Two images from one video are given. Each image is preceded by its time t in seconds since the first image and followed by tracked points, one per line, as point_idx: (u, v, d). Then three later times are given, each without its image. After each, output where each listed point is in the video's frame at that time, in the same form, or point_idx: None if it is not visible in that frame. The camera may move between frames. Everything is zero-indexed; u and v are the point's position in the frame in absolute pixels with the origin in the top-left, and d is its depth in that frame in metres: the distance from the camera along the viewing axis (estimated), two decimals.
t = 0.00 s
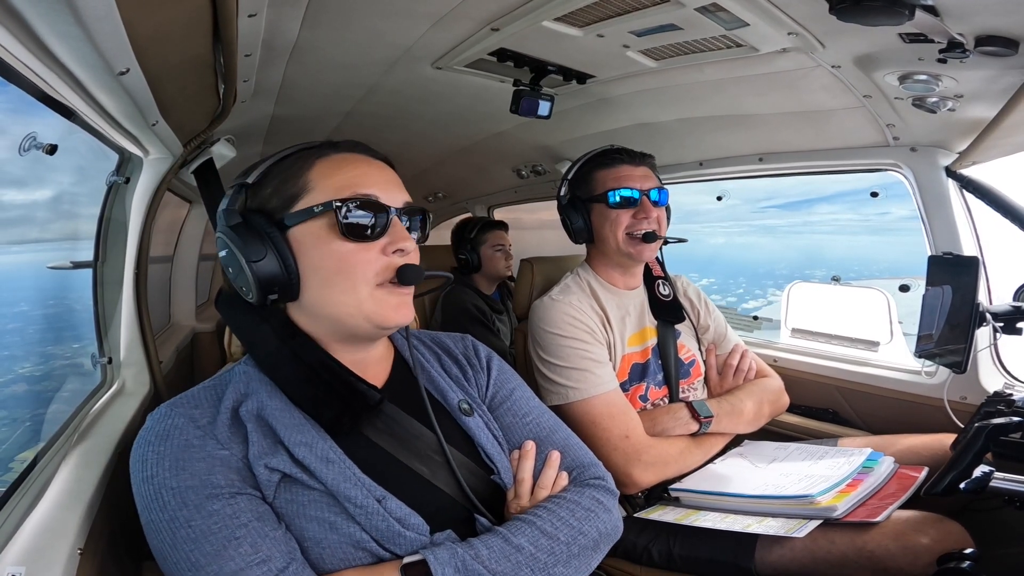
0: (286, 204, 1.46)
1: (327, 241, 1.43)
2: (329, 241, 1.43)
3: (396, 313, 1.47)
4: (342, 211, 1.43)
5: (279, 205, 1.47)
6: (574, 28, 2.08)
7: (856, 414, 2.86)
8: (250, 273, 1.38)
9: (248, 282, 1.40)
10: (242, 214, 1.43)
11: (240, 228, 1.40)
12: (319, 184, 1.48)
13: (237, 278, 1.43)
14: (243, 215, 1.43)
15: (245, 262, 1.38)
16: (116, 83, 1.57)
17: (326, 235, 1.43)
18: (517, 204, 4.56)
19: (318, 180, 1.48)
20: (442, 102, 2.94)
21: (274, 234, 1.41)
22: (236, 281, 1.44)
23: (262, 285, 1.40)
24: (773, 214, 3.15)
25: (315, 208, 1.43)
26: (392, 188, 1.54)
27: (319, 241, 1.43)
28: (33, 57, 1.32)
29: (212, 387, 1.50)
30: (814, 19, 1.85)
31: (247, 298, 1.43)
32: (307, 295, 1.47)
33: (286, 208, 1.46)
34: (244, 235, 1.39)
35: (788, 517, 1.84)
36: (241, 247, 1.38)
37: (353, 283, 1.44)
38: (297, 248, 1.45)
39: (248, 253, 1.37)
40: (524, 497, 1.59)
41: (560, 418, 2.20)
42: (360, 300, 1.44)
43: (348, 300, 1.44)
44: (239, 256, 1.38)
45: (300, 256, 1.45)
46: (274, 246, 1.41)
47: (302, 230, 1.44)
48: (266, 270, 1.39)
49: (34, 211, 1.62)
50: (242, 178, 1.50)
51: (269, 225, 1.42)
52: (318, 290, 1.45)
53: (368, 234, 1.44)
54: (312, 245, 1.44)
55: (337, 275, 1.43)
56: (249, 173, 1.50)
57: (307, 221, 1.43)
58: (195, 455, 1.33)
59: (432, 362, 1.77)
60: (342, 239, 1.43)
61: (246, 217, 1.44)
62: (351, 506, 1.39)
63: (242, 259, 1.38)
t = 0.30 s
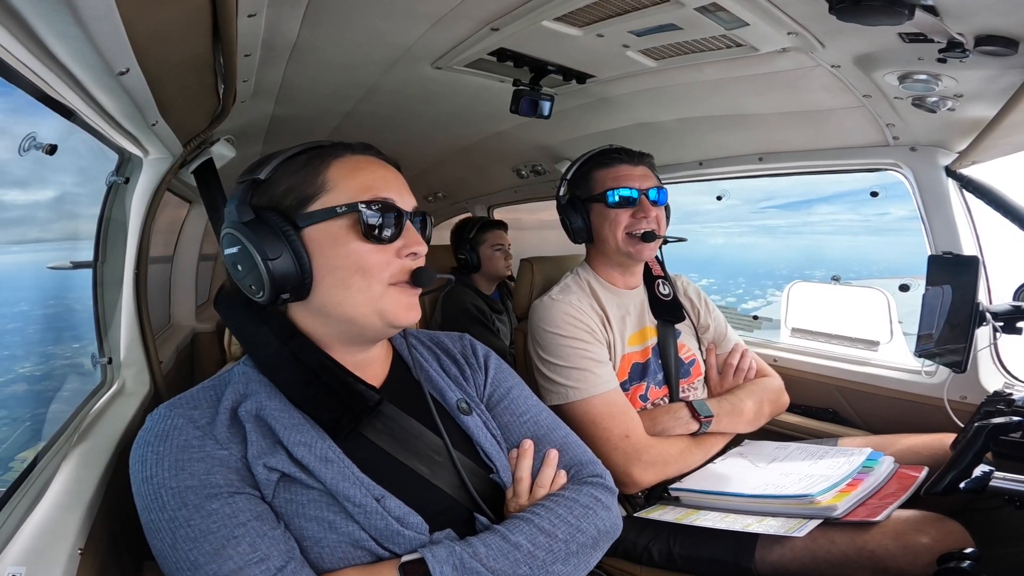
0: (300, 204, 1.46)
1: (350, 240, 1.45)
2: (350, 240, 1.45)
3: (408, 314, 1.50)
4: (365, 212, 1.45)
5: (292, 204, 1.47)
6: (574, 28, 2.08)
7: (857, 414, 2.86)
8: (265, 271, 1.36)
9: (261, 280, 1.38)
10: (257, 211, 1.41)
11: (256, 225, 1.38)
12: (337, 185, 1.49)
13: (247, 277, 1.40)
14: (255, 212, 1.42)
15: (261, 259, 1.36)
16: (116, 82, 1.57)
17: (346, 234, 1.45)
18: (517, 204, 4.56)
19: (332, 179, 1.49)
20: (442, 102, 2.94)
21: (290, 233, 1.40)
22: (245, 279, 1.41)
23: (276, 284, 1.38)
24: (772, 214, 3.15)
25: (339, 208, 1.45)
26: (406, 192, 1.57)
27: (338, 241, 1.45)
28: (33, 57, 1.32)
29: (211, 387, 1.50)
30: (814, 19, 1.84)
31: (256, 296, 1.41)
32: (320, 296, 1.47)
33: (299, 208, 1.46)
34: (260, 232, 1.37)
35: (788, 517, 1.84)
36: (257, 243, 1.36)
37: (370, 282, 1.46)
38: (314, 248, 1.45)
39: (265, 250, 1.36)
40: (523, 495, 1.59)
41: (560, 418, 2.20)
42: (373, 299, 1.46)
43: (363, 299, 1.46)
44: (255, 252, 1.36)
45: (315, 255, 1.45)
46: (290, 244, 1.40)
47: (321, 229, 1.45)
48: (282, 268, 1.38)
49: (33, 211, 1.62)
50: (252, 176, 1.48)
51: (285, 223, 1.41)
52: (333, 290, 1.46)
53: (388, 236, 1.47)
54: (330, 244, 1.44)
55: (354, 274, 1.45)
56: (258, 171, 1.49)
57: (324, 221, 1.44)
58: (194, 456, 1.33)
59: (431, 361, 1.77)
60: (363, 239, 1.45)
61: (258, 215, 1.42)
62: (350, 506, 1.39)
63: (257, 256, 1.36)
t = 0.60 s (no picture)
0: (313, 203, 1.47)
1: (366, 241, 1.46)
2: (365, 240, 1.46)
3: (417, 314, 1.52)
4: (381, 215, 1.47)
5: (305, 203, 1.47)
6: (574, 28, 2.08)
7: (857, 414, 2.86)
8: (280, 269, 1.37)
9: (275, 278, 1.38)
10: (271, 207, 1.41)
11: (271, 223, 1.38)
12: (352, 186, 1.50)
13: (260, 274, 1.40)
14: (270, 210, 1.42)
15: (276, 257, 1.36)
16: (116, 82, 1.57)
17: (360, 236, 1.46)
18: (517, 204, 4.56)
19: (346, 181, 1.50)
20: (442, 102, 2.94)
21: (305, 232, 1.41)
22: (257, 276, 1.41)
23: (290, 282, 1.38)
24: (772, 215, 3.15)
25: (354, 210, 1.46)
26: (416, 196, 1.60)
27: (351, 242, 1.46)
28: (33, 57, 1.32)
29: (212, 387, 1.50)
30: (814, 19, 1.84)
31: (267, 294, 1.41)
32: (329, 294, 1.48)
33: (313, 207, 1.46)
34: (275, 230, 1.37)
35: (788, 516, 1.84)
36: (273, 240, 1.36)
37: (379, 282, 1.47)
38: (327, 248, 1.45)
39: (281, 248, 1.36)
40: (523, 494, 1.59)
41: (560, 418, 2.20)
42: (381, 299, 1.48)
43: (374, 299, 1.47)
44: (270, 250, 1.36)
45: (328, 255, 1.45)
46: (305, 243, 1.40)
47: (336, 230, 1.45)
48: (295, 266, 1.38)
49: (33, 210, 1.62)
50: (265, 173, 1.48)
51: (300, 221, 1.41)
52: (344, 289, 1.46)
53: (400, 238, 1.48)
54: (343, 245, 1.45)
55: (365, 273, 1.46)
56: (272, 169, 1.49)
57: (339, 221, 1.45)
58: (195, 455, 1.33)
59: (430, 361, 1.77)
60: (377, 240, 1.47)
61: (272, 212, 1.42)
62: (350, 505, 1.39)
63: (272, 254, 1.37)
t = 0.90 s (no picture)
0: (313, 203, 1.47)
1: (366, 241, 1.46)
2: (365, 240, 1.46)
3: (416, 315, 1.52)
4: (381, 215, 1.47)
5: (306, 203, 1.47)
6: (574, 28, 2.08)
7: (857, 413, 2.86)
8: (279, 268, 1.37)
9: (274, 277, 1.38)
10: (272, 206, 1.41)
11: (271, 221, 1.38)
12: (353, 187, 1.50)
13: (259, 273, 1.40)
14: (270, 209, 1.42)
15: (275, 256, 1.36)
16: (116, 82, 1.57)
17: (360, 236, 1.46)
18: (517, 204, 4.56)
19: (346, 181, 1.50)
20: (442, 102, 2.94)
21: (304, 231, 1.41)
22: (256, 275, 1.41)
23: (289, 281, 1.38)
24: (772, 215, 3.15)
25: (355, 209, 1.46)
26: (417, 197, 1.60)
27: (350, 241, 1.46)
28: (32, 57, 1.32)
29: (212, 387, 1.50)
30: (815, 19, 1.84)
31: (266, 292, 1.41)
32: (328, 294, 1.48)
33: (313, 206, 1.47)
34: (275, 229, 1.37)
35: (788, 516, 1.84)
36: (272, 239, 1.36)
37: (378, 282, 1.47)
38: (327, 247, 1.45)
39: (280, 247, 1.36)
40: (522, 494, 1.59)
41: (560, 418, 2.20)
42: (380, 298, 1.48)
43: (373, 299, 1.47)
44: (269, 248, 1.36)
45: (328, 255, 1.46)
46: (304, 242, 1.40)
47: (336, 230, 1.45)
48: (294, 265, 1.38)
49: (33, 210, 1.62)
50: (266, 173, 1.48)
51: (299, 221, 1.41)
52: (343, 288, 1.47)
53: (401, 238, 1.48)
54: (343, 244, 1.45)
55: (364, 272, 1.46)
56: (273, 168, 1.49)
57: (338, 221, 1.45)
58: (195, 455, 1.33)
59: (430, 361, 1.77)
60: (377, 241, 1.47)
61: (273, 211, 1.42)
62: (350, 506, 1.39)
63: (270, 253, 1.36)
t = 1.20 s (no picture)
0: (321, 202, 1.47)
1: (373, 239, 1.46)
2: (372, 238, 1.46)
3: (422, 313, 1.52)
4: (389, 214, 1.47)
5: (314, 203, 1.47)
6: (574, 27, 2.08)
7: (857, 413, 2.86)
8: (289, 264, 1.36)
9: (283, 274, 1.37)
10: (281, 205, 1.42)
11: (281, 218, 1.38)
12: (360, 186, 1.51)
13: (268, 270, 1.39)
14: (279, 206, 1.42)
15: (285, 253, 1.36)
16: (116, 82, 1.57)
17: (367, 234, 1.46)
18: (517, 204, 4.56)
19: (355, 181, 1.51)
20: (442, 102, 2.94)
21: (314, 229, 1.41)
22: (265, 272, 1.40)
23: (298, 278, 1.38)
24: (772, 215, 3.15)
25: (363, 207, 1.46)
26: (422, 196, 1.60)
27: (356, 240, 1.46)
28: (32, 57, 1.32)
29: (213, 387, 1.50)
30: (815, 19, 1.84)
31: (274, 290, 1.40)
32: (333, 293, 1.48)
33: (321, 205, 1.47)
34: (286, 226, 1.38)
35: (789, 515, 1.84)
36: (283, 236, 1.36)
37: (382, 282, 1.47)
38: (334, 245, 1.46)
39: (291, 244, 1.36)
40: (523, 493, 1.59)
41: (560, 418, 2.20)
42: (386, 297, 1.48)
43: (380, 297, 1.48)
44: (279, 245, 1.36)
45: (335, 253, 1.46)
46: (314, 240, 1.41)
47: (343, 227, 1.46)
48: (304, 262, 1.38)
49: (34, 210, 1.62)
50: (275, 171, 1.48)
51: (309, 219, 1.42)
52: (350, 286, 1.46)
53: (407, 237, 1.49)
54: (349, 243, 1.45)
55: (372, 270, 1.46)
56: (281, 167, 1.49)
57: (346, 219, 1.46)
58: (198, 455, 1.32)
59: (431, 361, 1.77)
60: (384, 239, 1.47)
61: (282, 209, 1.42)
62: (351, 505, 1.39)
63: (280, 250, 1.36)
